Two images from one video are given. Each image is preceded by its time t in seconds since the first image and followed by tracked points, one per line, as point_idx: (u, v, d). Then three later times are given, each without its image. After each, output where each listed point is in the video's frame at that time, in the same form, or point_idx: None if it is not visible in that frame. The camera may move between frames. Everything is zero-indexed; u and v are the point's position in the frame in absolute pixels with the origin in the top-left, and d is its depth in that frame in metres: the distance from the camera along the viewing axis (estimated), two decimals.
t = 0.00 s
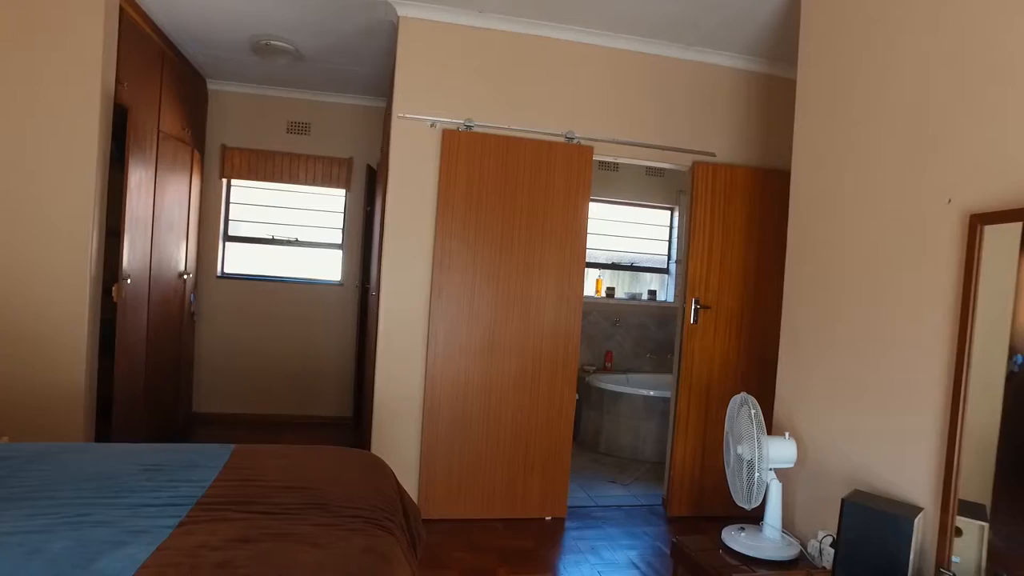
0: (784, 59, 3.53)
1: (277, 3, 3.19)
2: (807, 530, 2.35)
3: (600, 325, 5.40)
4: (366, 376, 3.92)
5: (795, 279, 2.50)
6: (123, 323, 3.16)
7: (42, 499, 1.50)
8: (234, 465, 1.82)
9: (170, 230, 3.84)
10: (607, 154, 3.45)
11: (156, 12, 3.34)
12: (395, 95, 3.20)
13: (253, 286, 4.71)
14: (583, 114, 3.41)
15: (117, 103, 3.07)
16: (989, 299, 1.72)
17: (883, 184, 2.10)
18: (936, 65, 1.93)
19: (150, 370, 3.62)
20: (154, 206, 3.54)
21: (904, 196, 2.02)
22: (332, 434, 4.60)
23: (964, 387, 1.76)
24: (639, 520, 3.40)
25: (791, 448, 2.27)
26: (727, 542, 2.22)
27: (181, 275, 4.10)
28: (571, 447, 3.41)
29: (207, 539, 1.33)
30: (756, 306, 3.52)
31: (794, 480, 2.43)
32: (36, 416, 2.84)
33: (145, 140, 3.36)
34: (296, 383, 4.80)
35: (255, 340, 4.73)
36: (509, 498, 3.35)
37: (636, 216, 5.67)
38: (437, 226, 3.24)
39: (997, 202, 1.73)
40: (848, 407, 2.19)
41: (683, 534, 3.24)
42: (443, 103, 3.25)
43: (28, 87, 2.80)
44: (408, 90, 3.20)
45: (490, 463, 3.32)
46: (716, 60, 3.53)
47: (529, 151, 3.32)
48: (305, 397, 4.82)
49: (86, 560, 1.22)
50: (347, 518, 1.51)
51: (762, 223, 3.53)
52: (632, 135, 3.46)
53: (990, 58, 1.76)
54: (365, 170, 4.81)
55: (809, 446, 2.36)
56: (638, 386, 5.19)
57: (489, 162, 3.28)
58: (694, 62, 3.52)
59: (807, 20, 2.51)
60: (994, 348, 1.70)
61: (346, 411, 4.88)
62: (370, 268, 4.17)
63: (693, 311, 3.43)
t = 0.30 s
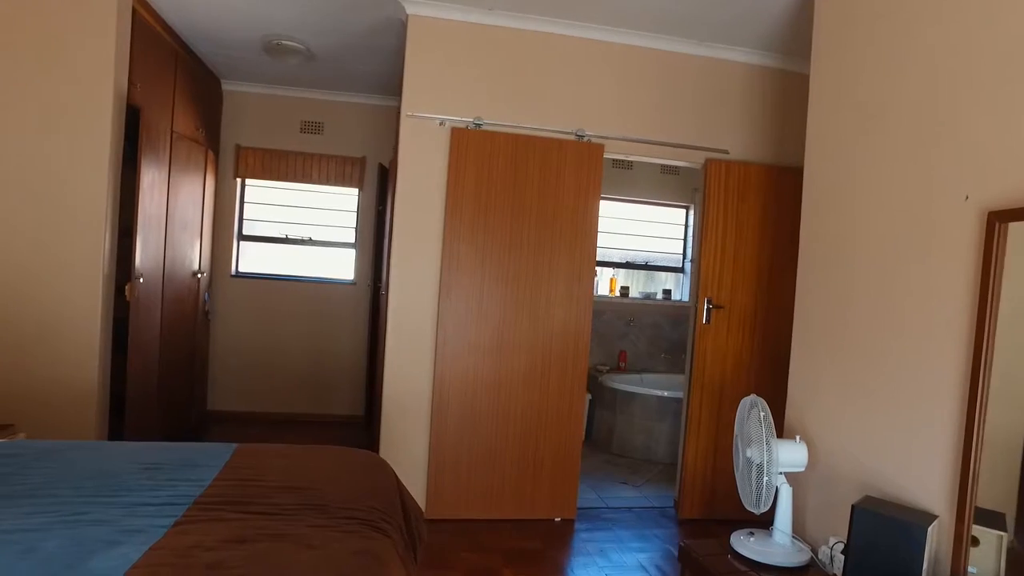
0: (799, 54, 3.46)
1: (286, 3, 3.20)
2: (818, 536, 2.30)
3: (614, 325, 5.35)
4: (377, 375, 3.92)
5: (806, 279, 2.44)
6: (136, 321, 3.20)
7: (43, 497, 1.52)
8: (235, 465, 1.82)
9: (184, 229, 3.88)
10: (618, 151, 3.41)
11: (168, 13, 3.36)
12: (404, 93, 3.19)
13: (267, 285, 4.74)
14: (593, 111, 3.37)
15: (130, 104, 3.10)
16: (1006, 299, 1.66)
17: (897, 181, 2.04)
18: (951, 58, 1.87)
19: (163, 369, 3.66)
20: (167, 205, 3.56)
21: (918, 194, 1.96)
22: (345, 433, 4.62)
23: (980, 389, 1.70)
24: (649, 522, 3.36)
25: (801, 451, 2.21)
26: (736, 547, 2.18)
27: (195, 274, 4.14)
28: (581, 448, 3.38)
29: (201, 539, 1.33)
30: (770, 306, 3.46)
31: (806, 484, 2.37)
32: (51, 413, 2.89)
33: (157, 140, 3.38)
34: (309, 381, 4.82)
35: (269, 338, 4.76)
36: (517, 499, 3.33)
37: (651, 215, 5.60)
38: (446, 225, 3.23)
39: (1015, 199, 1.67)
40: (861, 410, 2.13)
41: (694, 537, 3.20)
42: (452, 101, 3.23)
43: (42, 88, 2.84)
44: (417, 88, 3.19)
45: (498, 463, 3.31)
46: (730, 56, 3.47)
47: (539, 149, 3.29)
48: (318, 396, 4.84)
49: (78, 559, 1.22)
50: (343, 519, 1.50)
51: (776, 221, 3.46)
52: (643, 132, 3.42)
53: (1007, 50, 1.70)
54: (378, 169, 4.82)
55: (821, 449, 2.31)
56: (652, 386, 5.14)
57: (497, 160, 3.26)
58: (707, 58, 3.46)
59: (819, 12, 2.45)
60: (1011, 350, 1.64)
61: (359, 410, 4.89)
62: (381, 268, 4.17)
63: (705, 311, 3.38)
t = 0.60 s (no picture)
0: (809, 51, 3.40)
1: (290, 3, 3.21)
2: (823, 541, 2.25)
3: (624, 325, 5.31)
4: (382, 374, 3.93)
5: (812, 279, 2.40)
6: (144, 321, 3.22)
7: (36, 496, 1.53)
8: (229, 464, 1.82)
9: (192, 229, 3.91)
10: (624, 150, 3.38)
11: (176, 14, 3.39)
12: (407, 93, 3.18)
13: (276, 285, 4.77)
14: (599, 110, 3.34)
15: (137, 105, 3.13)
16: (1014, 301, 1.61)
17: (906, 180, 1.99)
18: (958, 53, 1.82)
19: (171, 367, 3.69)
20: (176, 205, 3.59)
21: (925, 192, 1.91)
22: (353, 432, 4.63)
23: (987, 394, 1.65)
24: (655, 525, 3.33)
25: (805, 455, 2.17)
26: (737, 553, 2.16)
27: (204, 274, 4.17)
28: (585, 449, 3.36)
29: (186, 540, 1.32)
30: (778, 306, 3.41)
31: (810, 488, 2.33)
32: (60, 412, 2.92)
33: (165, 141, 3.41)
34: (317, 381, 4.85)
35: (278, 337, 4.79)
36: (521, 501, 3.31)
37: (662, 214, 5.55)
38: (449, 225, 3.22)
39: None
40: (866, 414, 2.09)
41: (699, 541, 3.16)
42: (456, 100, 3.22)
43: (49, 90, 2.87)
44: (421, 88, 3.18)
45: (502, 464, 3.29)
46: (737, 53, 3.42)
47: (543, 149, 3.27)
48: (326, 395, 4.86)
49: (62, 560, 1.23)
50: (331, 521, 1.49)
51: (785, 220, 3.41)
52: (649, 131, 3.38)
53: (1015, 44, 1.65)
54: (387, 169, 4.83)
55: (826, 454, 2.26)
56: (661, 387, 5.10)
57: (501, 160, 3.24)
58: (714, 55, 3.42)
59: (824, 7, 2.41)
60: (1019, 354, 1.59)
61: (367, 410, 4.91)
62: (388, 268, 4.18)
63: (712, 311, 3.33)
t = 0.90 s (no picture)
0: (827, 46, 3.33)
1: (303, 4, 3.23)
2: (836, 547, 2.20)
3: (641, 325, 5.26)
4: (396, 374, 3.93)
5: (827, 279, 2.34)
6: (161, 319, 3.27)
7: (43, 490, 1.55)
8: (234, 461, 1.83)
9: (210, 229, 3.95)
10: (637, 149, 3.34)
11: (192, 17, 3.44)
12: (419, 92, 3.18)
13: (293, 285, 4.81)
14: (612, 108, 3.31)
15: (154, 106, 3.17)
16: None
17: (923, 176, 1.93)
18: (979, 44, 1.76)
19: (189, 366, 3.74)
20: (193, 205, 3.63)
21: (942, 189, 1.86)
22: (368, 431, 4.65)
23: (1005, 397, 1.60)
24: (668, 528, 3.28)
25: (818, 459, 2.12)
26: (748, 558, 2.12)
27: (221, 273, 4.22)
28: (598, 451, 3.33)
29: (183, 535, 1.33)
30: (795, 307, 3.34)
31: (824, 493, 2.28)
32: (80, 408, 2.98)
33: (182, 142, 3.45)
34: (334, 380, 4.88)
35: (295, 336, 4.83)
36: (532, 502, 3.30)
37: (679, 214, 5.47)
38: (461, 224, 3.21)
39: None
40: (882, 417, 2.03)
41: (713, 545, 3.11)
42: (468, 99, 3.22)
43: (68, 91, 2.93)
44: (432, 87, 3.18)
45: (513, 464, 3.28)
46: (754, 49, 3.36)
47: (555, 147, 3.25)
48: (342, 394, 4.89)
49: (61, 553, 1.24)
50: (329, 520, 1.49)
51: (802, 219, 3.34)
52: (662, 129, 3.34)
53: None
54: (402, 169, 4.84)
55: (840, 459, 2.21)
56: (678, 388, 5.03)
57: (513, 159, 3.23)
58: (730, 52, 3.36)
59: None
60: None
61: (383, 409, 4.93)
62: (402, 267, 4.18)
63: (727, 312, 3.28)
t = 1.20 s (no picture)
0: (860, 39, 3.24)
1: (329, 7, 3.27)
2: (863, 554, 2.14)
3: (669, 326, 5.19)
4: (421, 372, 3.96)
5: (857, 277, 2.28)
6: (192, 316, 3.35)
7: (70, 479, 1.60)
8: (254, 455, 1.86)
9: (240, 229, 4.04)
10: (662, 147, 3.30)
11: (224, 21, 3.52)
12: (443, 91, 3.20)
13: (322, 283, 4.88)
14: (637, 106, 3.28)
15: (185, 108, 3.25)
16: None
17: (957, 170, 1.86)
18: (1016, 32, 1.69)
19: (219, 362, 3.82)
20: (224, 205, 3.72)
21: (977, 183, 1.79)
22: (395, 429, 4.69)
23: None
24: (692, 530, 3.24)
25: (843, 462, 2.07)
26: (770, 563, 2.07)
27: (252, 272, 4.31)
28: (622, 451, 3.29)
29: (199, 525, 1.35)
30: (825, 307, 3.26)
31: (852, 497, 2.22)
32: (115, 401, 3.07)
33: (214, 143, 3.53)
34: (362, 377, 4.93)
35: (323, 334, 4.90)
36: (555, 501, 3.28)
37: (709, 213, 5.39)
38: (485, 223, 3.22)
39: None
40: (912, 420, 1.97)
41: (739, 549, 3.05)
42: (492, 98, 3.22)
43: (105, 95, 3.02)
44: (456, 87, 3.20)
45: (536, 463, 3.27)
46: (784, 43, 3.29)
47: (579, 145, 3.23)
48: (370, 392, 4.94)
49: (83, 539, 1.28)
50: (344, 513, 1.50)
51: (833, 217, 3.26)
52: (688, 127, 3.29)
53: None
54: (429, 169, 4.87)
55: (868, 462, 2.15)
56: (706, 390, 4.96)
57: (537, 157, 3.22)
58: (759, 47, 3.30)
59: None
60: None
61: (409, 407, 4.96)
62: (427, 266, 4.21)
63: (754, 311, 3.22)
